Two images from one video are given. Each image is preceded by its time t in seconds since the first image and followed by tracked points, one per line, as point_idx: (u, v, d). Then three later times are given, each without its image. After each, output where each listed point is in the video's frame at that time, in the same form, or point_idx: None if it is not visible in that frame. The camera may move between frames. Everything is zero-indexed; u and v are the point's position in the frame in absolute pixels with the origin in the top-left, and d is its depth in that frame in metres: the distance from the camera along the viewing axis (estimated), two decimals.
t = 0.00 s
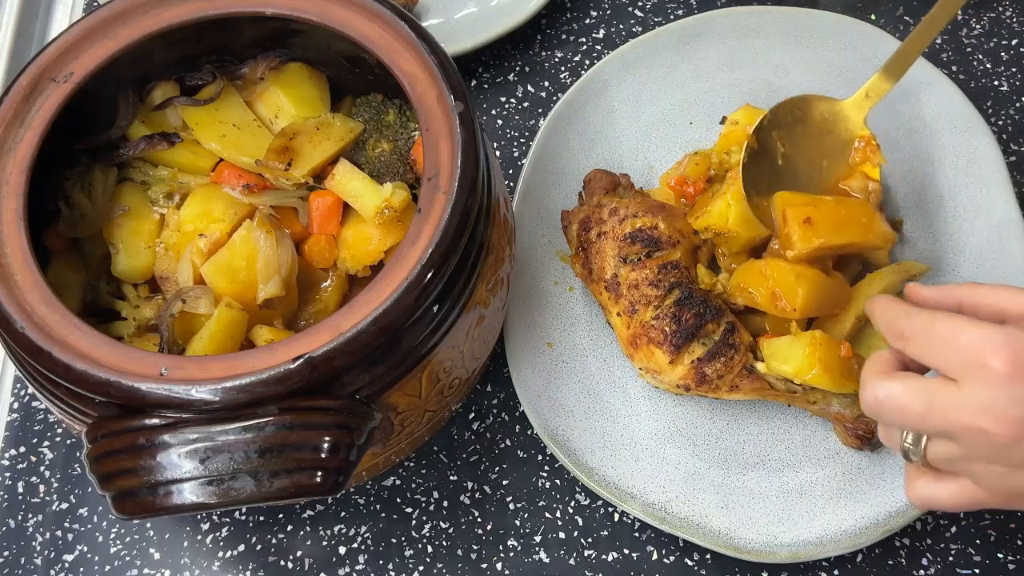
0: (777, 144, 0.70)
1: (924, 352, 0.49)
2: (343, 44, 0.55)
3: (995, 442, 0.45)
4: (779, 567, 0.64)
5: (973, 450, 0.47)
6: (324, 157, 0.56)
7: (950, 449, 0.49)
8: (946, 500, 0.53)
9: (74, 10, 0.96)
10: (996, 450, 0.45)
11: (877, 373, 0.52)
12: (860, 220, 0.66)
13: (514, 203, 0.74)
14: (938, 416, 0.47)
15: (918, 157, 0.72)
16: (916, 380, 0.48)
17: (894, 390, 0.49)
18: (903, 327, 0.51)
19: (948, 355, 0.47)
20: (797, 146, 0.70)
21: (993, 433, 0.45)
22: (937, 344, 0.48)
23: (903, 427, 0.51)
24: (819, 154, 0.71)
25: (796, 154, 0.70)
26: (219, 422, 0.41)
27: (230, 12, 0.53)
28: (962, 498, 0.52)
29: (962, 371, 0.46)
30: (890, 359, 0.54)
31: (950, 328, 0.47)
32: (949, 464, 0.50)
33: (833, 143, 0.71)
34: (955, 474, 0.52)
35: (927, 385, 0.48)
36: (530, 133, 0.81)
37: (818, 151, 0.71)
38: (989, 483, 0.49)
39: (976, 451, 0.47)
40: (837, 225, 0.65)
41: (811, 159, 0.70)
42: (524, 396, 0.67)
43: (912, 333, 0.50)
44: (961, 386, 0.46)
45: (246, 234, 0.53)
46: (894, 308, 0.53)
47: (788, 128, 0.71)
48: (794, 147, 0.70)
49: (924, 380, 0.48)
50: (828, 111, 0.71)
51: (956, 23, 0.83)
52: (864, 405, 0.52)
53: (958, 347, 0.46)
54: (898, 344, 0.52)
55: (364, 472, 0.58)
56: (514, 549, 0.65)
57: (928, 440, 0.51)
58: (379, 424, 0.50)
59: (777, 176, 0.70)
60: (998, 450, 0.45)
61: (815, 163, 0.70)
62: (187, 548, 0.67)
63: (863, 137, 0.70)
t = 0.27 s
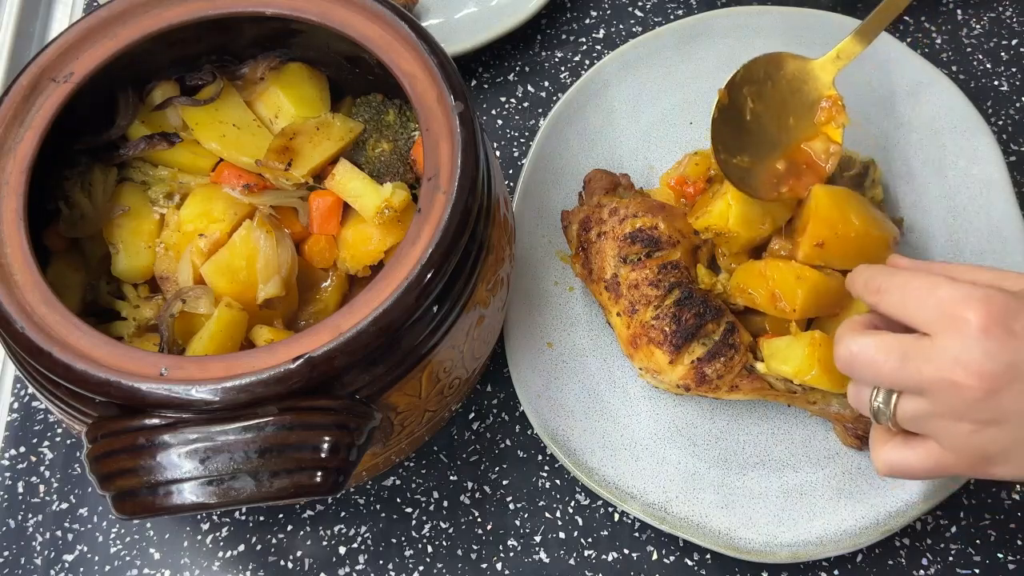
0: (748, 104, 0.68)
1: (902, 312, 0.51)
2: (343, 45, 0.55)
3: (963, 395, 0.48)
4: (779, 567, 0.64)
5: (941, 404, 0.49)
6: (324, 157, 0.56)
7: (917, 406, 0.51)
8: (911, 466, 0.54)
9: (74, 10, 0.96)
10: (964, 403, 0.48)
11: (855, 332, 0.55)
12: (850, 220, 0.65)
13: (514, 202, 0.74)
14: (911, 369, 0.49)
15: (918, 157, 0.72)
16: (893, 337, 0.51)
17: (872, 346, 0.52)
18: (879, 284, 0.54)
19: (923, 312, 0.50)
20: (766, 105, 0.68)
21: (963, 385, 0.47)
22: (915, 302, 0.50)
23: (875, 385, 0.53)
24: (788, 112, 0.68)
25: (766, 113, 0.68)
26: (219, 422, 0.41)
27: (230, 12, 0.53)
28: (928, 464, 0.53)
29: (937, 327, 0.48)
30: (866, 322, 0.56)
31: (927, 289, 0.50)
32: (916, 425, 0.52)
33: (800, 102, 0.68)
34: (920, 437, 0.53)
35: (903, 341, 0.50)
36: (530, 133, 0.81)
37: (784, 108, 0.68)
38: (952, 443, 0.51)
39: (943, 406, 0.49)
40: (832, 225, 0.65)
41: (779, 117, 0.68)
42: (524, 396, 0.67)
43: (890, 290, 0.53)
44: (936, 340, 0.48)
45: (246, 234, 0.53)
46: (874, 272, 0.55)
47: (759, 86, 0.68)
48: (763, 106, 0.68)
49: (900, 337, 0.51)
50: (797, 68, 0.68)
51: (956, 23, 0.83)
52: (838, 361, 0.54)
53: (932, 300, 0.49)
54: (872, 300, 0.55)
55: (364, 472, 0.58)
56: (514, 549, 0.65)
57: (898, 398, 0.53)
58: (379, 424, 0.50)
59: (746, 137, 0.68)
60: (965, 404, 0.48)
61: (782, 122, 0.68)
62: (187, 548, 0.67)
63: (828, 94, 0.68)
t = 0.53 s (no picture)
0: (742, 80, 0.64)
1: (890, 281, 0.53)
2: (343, 45, 0.55)
3: (948, 363, 0.50)
4: (779, 567, 0.64)
5: (928, 372, 0.51)
6: (324, 157, 0.56)
7: (906, 373, 0.52)
8: (894, 438, 0.55)
9: (74, 10, 0.96)
10: (952, 371, 0.50)
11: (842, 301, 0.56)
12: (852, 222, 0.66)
13: (514, 202, 0.74)
14: (901, 337, 0.51)
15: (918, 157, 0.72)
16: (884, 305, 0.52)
17: (860, 315, 0.53)
18: (870, 252, 0.55)
19: (913, 280, 0.51)
20: (754, 78, 0.65)
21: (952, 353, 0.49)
22: (905, 271, 0.52)
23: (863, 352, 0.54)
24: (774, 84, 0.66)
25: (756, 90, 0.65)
26: (219, 422, 0.41)
27: (230, 12, 0.53)
28: (911, 435, 0.54)
29: (929, 295, 0.50)
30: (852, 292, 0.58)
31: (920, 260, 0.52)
32: (902, 393, 0.54)
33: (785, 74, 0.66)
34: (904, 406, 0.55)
35: (893, 310, 0.52)
36: (530, 133, 0.81)
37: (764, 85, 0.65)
38: (937, 412, 0.52)
39: (934, 375, 0.51)
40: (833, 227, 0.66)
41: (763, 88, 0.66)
42: (524, 396, 0.67)
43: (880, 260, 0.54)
44: (926, 309, 0.50)
45: (246, 234, 0.53)
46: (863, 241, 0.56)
47: (760, 62, 0.65)
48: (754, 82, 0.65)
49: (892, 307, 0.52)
50: (785, 35, 0.65)
51: (956, 23, 0.83)
52: (827, 329, 0.55)
53: (924, 270, 0.51)
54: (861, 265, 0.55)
55: (364, 472, 0.58)
56: (514, 549, 0.65)
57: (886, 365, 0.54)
58: (379, 424, 0.50)
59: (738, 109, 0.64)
60: (949, 372, 0.50)
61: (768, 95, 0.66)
62: (187, 548, 0.67)
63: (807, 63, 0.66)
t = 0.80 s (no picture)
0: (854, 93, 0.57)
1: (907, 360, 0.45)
2: (343, 45, 0.55)
3: (988, 455, 0.42)
4: (779, 567, 0.64)
5: (960, 463, 0.43)
6: (324, 157, 0.56)
7: (930, 463, 0.45)
8: (924, 519, 0.49)
9: (74, 10, 0.96)
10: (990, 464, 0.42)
11: (860, 386, 0.47)
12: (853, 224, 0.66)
13: (514, 202, 0.74)
14: (929, 430, 0.43)
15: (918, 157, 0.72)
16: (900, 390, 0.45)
17: (881, 408, 0.45)
18: (887, 332, 0.46)
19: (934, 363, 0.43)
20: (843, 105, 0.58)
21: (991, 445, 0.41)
22: (924, 352, 0.44)
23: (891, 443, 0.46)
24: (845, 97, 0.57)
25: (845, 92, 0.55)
26: (219, 422, 0.41)
27: (230, 12, 0.53)
28: (940, 517, 0.48)
29: (949, 379, 0.42)
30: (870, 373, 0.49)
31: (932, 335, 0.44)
32: (931, 478, 0.47)
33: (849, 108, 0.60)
34: (930, 487, 0.48)
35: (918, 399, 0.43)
36: (530, 133, 0.81)
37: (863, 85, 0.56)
38: (969, 496, 0.46)
39: (964, 465, 0.43)
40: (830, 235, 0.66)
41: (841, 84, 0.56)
42: (524, 396, 0.67)
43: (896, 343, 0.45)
44: (950, 395, 0.42)
45: (246, 234, 0.53)
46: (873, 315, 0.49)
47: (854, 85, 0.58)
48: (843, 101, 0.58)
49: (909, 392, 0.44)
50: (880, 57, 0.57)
51: (956, 23, 0.83)
52: (849, 423, 0.47)
53: (950, 351, 0.42)
54: (876, 348, 0.48)
55: (364, 472, 0.58)
56: (514, 549, 0.65)
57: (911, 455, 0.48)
58: (379, 424, 0.50)
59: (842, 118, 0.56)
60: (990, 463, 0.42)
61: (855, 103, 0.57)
62: (187, 548, 0.67)
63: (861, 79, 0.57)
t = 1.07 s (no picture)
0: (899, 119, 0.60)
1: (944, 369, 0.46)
2: (343, 45, 0.55)
3: None
4: (779, 567, 0.64)
5: (996, 471, 0.45)
6: (324, 157, 0.56)
7: (968, 470, 0.47)
8: (960, 525, 0.52)
9: (74, 10, 0.96)
10: None
11: (898, 393, 0.49)
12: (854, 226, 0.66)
13: (514, 202, 0.74)
14: (968, 440, 0.44)
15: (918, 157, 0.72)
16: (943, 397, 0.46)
17: (923, 417, 0.46)
18: (928, 339, 0.47)
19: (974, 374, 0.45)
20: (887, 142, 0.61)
21: None
22: (964, 360, 0.45)
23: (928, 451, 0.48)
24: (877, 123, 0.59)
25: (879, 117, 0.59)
26: (219, 422, 0.41)
27: (230, 12, 0.53)
28: (977, 522, 0.51)
29: (991, 390, 0.44)
30: (908, 379, 0.51)
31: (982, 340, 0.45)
32: (969, 486, 0.49)
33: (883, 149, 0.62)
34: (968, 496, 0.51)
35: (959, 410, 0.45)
36: (530, 133, 0.81)
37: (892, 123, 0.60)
38: (1008, 504, 0.47)
39: (1000, 474, 0.45)
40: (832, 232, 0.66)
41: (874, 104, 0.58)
42: (524, 396, 0.67)
43: (940, 350, 0.46)
44: (991, 405, 0.44)
45: (246, 233, 0.53)
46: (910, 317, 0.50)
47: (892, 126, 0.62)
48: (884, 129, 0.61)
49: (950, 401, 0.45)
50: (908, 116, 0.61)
51: (956, 24, 0.83)
52: (889, 432, 0.48)
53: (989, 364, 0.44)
54: (917, 355, 0.48)
55: (364, 472, 0.58)
56: (514, 549, 0.65)
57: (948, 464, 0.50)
58: (379, 424, 0.50)
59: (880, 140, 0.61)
60: None
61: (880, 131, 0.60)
62: (187, 548, 0.67)
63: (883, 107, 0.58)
